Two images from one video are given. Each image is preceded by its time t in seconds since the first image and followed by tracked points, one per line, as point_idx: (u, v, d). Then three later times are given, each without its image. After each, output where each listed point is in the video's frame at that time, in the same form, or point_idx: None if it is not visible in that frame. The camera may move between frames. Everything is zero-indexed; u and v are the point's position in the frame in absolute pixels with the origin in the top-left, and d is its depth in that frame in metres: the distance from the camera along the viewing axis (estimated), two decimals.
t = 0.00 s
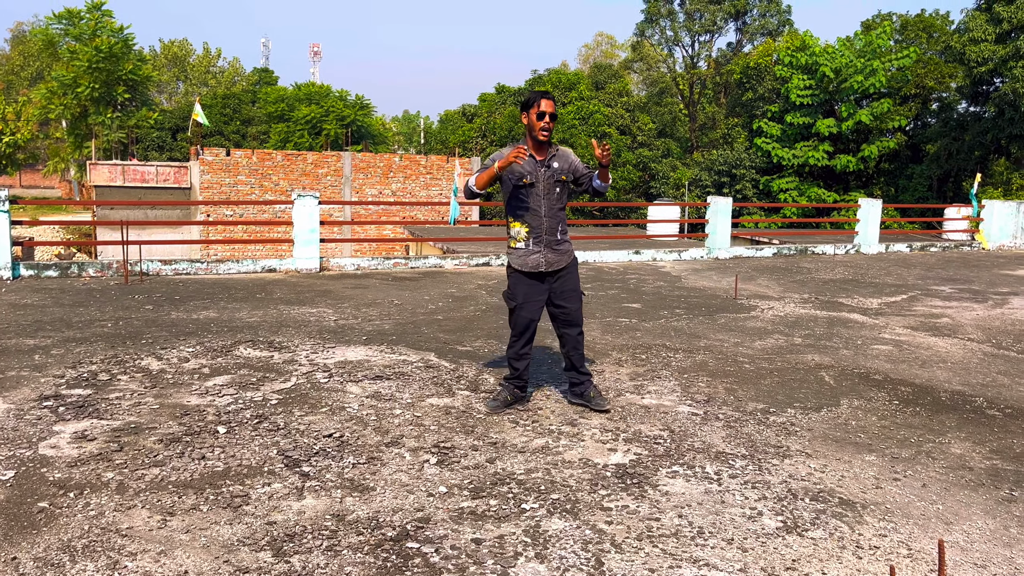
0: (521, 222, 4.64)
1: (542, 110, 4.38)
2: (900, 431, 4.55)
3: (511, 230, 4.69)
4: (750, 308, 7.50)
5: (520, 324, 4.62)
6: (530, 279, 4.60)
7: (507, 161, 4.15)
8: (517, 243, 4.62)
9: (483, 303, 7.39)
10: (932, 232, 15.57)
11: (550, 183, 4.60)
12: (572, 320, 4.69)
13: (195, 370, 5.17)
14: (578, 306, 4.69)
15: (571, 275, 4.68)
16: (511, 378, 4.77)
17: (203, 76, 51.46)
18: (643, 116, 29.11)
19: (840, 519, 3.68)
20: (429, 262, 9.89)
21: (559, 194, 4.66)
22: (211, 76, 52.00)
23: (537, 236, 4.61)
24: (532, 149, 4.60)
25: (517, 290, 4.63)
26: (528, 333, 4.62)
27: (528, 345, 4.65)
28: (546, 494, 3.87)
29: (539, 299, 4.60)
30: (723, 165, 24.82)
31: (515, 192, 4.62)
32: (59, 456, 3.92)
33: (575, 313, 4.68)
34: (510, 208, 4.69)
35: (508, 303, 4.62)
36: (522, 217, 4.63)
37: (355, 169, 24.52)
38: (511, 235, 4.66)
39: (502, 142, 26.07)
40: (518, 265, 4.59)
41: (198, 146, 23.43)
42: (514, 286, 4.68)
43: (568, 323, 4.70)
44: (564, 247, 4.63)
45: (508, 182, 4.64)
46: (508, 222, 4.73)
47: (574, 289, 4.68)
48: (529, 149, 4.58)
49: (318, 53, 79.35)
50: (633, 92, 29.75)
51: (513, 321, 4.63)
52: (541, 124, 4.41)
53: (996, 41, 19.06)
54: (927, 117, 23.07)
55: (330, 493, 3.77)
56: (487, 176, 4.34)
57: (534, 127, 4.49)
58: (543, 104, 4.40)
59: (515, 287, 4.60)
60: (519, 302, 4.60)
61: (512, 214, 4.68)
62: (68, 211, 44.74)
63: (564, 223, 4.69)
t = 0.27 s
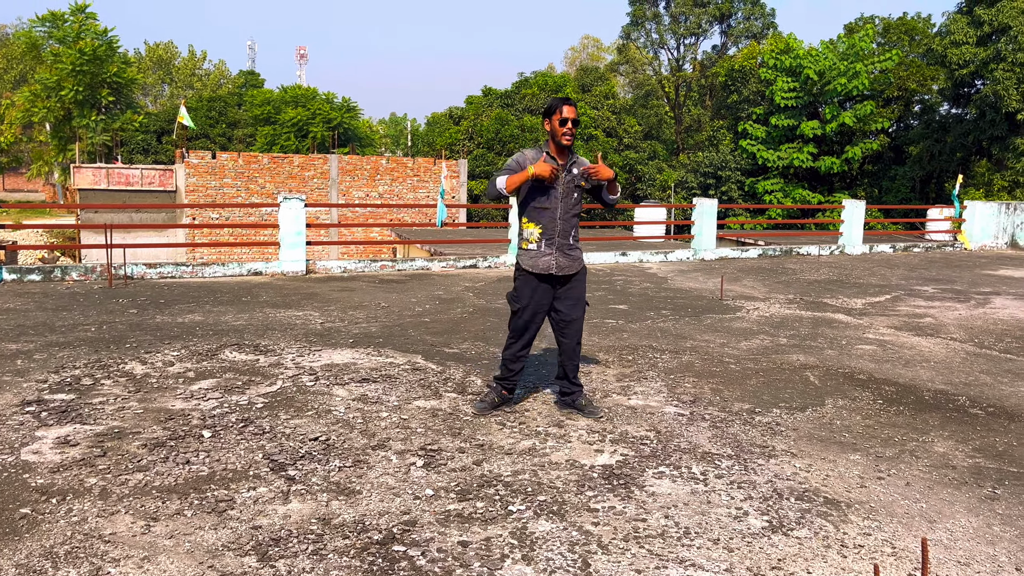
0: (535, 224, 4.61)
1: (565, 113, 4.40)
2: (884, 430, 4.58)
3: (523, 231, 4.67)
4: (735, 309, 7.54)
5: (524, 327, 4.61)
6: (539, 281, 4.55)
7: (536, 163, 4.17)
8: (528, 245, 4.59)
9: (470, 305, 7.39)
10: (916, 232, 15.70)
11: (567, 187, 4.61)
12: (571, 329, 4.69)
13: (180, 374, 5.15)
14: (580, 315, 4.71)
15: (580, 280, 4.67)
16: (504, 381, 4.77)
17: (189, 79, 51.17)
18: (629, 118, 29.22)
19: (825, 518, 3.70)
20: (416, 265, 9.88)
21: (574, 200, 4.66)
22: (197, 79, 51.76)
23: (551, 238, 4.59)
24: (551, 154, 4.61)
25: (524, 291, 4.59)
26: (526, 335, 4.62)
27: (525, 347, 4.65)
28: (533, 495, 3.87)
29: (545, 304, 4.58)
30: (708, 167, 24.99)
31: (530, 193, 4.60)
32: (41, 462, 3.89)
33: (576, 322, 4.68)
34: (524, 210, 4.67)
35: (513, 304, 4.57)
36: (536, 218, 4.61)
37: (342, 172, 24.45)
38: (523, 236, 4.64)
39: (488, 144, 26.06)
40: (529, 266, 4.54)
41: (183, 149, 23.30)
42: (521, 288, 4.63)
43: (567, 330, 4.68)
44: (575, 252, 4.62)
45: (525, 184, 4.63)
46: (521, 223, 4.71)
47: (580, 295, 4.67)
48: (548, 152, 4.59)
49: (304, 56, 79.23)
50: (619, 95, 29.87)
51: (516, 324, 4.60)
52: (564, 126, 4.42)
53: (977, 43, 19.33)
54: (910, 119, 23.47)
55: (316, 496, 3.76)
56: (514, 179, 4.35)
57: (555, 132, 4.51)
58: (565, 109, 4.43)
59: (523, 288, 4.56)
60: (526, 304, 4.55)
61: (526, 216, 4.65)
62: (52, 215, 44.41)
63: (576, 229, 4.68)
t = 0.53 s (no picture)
0: (541, 225, 4.60)
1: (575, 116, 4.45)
2: (861, 429, 4.61)
3: (527, 232, 4.63)
4: (714, 310, 7.57)
5: (538, 335, 4.53)
6: (547, 283, 4.52)
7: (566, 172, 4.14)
8: (534, 246, 4.56)
9: (450, 308, 7.38)
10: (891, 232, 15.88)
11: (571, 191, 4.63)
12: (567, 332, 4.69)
13: (156, 380, 5.09)
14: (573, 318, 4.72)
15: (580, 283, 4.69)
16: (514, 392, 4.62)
17: (164, 81, 50.77)
18: (608, 121, 29.34)
19: (804, 516, 3.72)
20: (395, 267, 9.85)
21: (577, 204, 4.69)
22: (173, 82, 51.36)
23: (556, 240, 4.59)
24: (557, 156, 4.63)
25: (532, 292, 4.53)
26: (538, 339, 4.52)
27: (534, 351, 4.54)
28: (514, 498, 3.86)
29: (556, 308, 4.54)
30: (687, 169, 25.15)
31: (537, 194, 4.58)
32: (14, 470, 3.82)
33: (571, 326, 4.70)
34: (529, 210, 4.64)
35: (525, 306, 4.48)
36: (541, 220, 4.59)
37: (320, 174, 24.37)
38: (528, 237, 4.60)
39: (468, 147, 26.00)
40: (537, 267, 4.50)
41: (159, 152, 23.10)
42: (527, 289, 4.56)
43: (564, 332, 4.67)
44: (577, 255, 4.66)
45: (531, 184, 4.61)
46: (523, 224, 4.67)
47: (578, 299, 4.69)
48: (555, 154, 4.61)
49: (282, 58, 78.92)
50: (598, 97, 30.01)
51: (530, 330, 4.50)
52: (573, 129, 4.46)
53: (950, 45, 19.58)
54: (885, 120, 23.80)
55: (295, 502, 3.73)
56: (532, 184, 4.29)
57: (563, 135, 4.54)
58: (574, 113, 4.48)
59: (534, 288, 4.49)
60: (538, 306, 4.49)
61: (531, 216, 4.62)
62: (26, 219, 43.85)
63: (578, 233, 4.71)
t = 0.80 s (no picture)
0: (536, 228, 4.60)
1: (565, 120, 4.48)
2: (831, 427, 4.67)
3: (522, 235, 4.61)
4: (686, 310, 7.63)
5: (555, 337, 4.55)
6: (550, 286, 4.55)
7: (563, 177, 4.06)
8: (533, 249, 4.57)
9: (423, 310, 7.35)
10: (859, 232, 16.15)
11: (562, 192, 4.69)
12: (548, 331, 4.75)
13: (124, 386, 5.00)
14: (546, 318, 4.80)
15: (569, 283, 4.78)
16: (554, 396, 4.57)
17: (131, 83, 50.04)
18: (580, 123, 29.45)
19: (775, 514, 3.76)
20: (368, 270, 9.80)
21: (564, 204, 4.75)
22: (139, 83, 50.60)
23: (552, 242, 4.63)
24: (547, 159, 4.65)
25: (537, 296, 4.53)
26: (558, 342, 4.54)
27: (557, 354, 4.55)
28: (488, 500, 3.85)
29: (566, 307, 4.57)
30: (659, 171, 25.32)
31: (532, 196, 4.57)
32: None
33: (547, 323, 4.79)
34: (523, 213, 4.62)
35: (540, 311, 4.47)
36: (537, 222, 4.59)
37: (291, 177, 24.18)
38: (524, 240, 4.59)
39: (440, 148, 25.84)
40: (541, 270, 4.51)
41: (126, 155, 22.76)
42: (531, 293, 4.56)
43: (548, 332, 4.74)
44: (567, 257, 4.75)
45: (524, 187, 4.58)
46: (518, 228, 4.64)
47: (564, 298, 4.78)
48: (545, 157, 4.61)
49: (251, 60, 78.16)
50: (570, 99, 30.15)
51: (550, 335, 4.50)
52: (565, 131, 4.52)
53: (914, 48, 19.88)
54: (852, 122, 24.17)
55: (267, 507, 3.69)
56: (532, 183, 4.20)
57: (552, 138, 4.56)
58: (562, 116, 4.51)
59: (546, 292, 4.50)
60: (547, 310, 4.51)
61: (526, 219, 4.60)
62: None
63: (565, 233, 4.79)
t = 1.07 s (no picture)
0: (530, 234, 4.46)
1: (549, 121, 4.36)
2: (796, 423, 4.73)
3: (516, 243, 4.47)
4: (654, 309, 7.69)
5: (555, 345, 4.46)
6: (548, 294, 4.42)
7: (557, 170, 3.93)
8: (529, 256, 4.42)
9: (391, 312, 7.32)
10: (821, 231, 16.43)
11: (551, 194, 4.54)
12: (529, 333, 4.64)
13: (84, 392, 4.90)
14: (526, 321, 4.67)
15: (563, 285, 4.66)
16: (561, 405, 4.44)
17: (91, 83, 49.07)
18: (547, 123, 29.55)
19: (742, 510, 3.80)
20: (335, 272, 9.72)
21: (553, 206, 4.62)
22: (98, 83, 49.67)
23: (546, 248, 4.50)
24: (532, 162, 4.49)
25: (536, 305, 4.40)
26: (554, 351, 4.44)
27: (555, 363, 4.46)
28: (457, 501, 3.84)
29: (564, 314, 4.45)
30: (625, 171, 25.39)
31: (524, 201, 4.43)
32: None
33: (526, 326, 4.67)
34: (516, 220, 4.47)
35: (539, 321, 4.33)
36: (530, 229, 4.45)
37: (256, 178, 23.87)
38: (519, 249, 4.45)
39: (407, 150, 25.76)
40: (539, 278, 4.37)
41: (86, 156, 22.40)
42: (528, 302, 4.42)
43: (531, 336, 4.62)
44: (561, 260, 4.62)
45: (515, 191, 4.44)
46: (511, 235, 4.49)
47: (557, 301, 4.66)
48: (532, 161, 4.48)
49: (214, 61, 77.11)
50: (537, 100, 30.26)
51: (548, 345, 4.39)
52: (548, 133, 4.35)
53: (874, 50, 20.30)
54: (815, 122, 24.56)
55: (233, 513, 3.63)
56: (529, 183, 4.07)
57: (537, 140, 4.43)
58: (545, 119, 4.34)
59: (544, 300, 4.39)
60: (546, 319, 4.38)
61: (520, 226, 4.46)
62: None
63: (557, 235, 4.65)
